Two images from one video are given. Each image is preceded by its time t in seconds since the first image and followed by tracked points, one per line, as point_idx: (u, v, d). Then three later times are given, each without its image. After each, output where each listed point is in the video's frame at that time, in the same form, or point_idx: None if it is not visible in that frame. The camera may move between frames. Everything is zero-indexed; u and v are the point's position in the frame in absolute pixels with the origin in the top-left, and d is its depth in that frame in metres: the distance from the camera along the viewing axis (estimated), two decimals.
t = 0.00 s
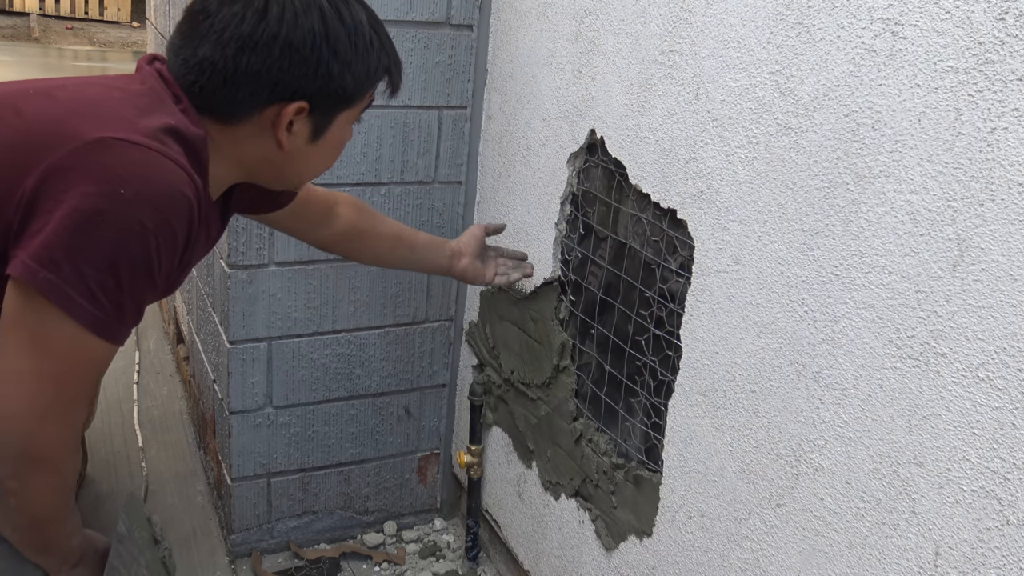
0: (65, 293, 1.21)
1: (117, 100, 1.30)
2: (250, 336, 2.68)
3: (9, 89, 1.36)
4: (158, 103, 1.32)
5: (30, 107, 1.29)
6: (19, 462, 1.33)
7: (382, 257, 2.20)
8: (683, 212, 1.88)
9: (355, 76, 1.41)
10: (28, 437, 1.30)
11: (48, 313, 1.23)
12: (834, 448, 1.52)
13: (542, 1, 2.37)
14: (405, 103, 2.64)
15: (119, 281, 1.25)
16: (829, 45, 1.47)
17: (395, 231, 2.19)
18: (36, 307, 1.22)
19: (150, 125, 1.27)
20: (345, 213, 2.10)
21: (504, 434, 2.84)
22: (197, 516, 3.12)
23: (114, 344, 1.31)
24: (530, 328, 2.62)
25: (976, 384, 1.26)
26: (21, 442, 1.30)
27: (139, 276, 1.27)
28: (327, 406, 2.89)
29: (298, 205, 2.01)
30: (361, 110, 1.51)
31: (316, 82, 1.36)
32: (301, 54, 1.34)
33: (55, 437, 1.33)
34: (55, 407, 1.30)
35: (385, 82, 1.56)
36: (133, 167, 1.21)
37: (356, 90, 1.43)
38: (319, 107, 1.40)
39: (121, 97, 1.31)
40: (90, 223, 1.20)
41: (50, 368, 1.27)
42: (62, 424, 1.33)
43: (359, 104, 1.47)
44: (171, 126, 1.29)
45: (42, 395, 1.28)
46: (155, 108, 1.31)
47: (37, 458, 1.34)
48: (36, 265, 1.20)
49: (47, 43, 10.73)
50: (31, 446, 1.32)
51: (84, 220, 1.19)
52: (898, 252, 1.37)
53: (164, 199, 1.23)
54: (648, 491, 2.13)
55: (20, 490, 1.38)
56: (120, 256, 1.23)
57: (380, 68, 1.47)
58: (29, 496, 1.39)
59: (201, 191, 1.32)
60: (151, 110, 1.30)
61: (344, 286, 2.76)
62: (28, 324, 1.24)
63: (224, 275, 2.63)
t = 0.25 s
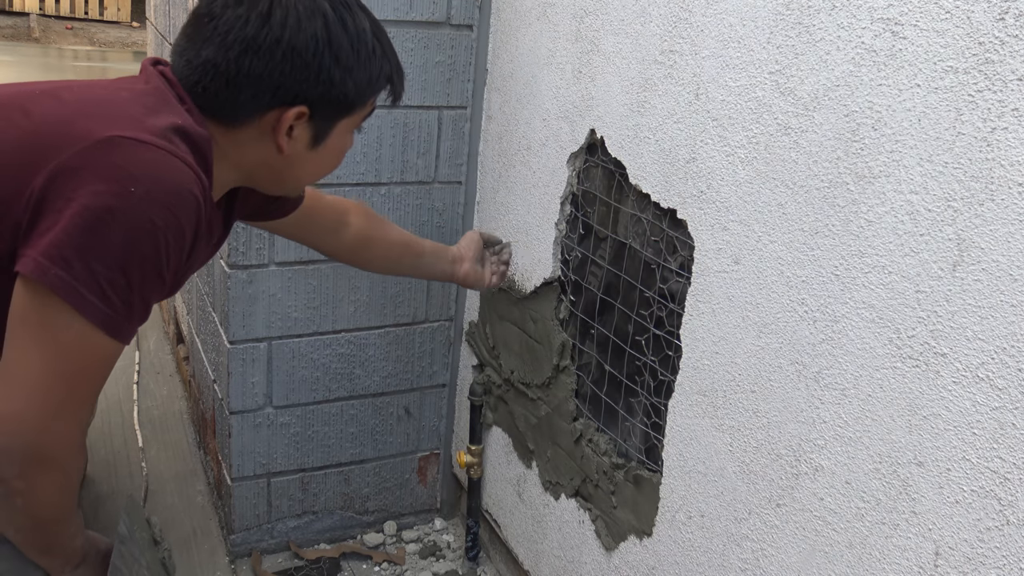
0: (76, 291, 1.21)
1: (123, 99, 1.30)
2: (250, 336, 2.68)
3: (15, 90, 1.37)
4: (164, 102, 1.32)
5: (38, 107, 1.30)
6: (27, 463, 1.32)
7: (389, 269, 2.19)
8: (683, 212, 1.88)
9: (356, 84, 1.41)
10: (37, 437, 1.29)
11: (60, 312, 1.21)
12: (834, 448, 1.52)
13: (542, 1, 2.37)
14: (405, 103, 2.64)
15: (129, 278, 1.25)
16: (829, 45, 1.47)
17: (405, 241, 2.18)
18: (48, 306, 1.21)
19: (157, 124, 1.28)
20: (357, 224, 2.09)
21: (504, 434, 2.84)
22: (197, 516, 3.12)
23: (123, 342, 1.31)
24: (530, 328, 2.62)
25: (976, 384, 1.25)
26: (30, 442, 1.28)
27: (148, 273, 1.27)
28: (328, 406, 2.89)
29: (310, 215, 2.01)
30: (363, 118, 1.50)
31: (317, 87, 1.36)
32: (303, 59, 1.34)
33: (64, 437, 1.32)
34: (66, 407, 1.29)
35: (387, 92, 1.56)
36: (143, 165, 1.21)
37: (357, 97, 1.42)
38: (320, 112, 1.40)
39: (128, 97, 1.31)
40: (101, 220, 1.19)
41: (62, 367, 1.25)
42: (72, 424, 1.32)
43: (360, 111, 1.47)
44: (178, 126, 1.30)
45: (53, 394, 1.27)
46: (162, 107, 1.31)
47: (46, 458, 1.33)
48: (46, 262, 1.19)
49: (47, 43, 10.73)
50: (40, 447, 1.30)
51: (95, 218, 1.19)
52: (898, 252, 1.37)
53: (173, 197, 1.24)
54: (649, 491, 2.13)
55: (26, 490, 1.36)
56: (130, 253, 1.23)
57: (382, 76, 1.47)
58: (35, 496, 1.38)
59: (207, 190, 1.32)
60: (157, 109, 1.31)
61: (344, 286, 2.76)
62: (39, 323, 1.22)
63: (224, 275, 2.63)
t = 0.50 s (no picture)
0: (85, 298, 1.21)
1: (134, 107, 1.30)
2: (250, 336, 2.68)
3: (24, 94, 1.36)
4: (175, 110, 1.32)
5: (48, 112, 1.29)
6: (29, 467, 1.31)
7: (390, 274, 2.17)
8: (683, 212, 1.88)
9: (371, 106, 1.41)
10: (41, 440, 1.28)
11: (68, 318, 1.21)
12: (834, 447, 1.52)
13: (542, 1, 2.36)
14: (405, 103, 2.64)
15: (137, 287, 1.25)
16: (829, 45, 1.47)
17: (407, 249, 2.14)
18: (54, 312, 1.21)
19: (167, 133, 1.27)
20: (360, 231, 2.05)
21: (504, 434, 2.84)
22: (197, 517, 3.12)
23: (130, 350, 1.31)
24: (530, 329, 2.62)
25: (976, 383, 1.25)
26: (33, 445, 1.28)
27: (157, 282, 1.27)
28: (328, 406, 2.89)
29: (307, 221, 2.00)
30: (373, 138, 1.51)
31: (333, 107, 1.37)
32: (320, 79, 1.34)
33: (69, 442, 1.31)
34: (70, 411, 1.29)
35: (398, 116, 1.57)
36: (153, 175, 1.21)
37: (370, 118, 1.43)
38: (332, 131, 1.40)
39: (139, 104, 1.31)
40: (111, 229, 1.19)
41: (68, 373, 1.25)
42: (77, 428, 1.32)
43: (370, 132, 1.47)
44: (188, 135, 1.29)
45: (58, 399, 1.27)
46: (173, 115, 1.31)
47: (48, 463, 1.32)
48: (55, 269, 1.19)
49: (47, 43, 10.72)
50: (44, 451, 1.30)
51: (105, 226, 1.19)
52: (898, 252, 1.37)
53: (182, 207, 1.24)
54: (648, 491, 2.13)
55: (28, 495, 1.35)
56: (139, 262, 1.23)
57: (395, 99, 1.48)
58: (37, 500, 1.37)
59: (216, 200, 1.32)
60: (168, 117, 1.30)
61: (344, 286, 2.76)
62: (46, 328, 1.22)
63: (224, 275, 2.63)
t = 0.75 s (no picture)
0: (92, 300, 1.21)
1: (140, 107, 1.30)
2: (250, 336, 2.68)
3: (30, 93, 1.36)
4: (181, 109, 1.32)
5: (55, 112, 1.29)
6: (37, 467, 1.31)
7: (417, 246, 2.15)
8: (683, 212, 1.88)
9: (375, 103, 1.42)
10: (49, 441, 1.28)
11: (75, 318, 1.21)
12: (834, 448, 1.52)
13: (542, 1, 2.36)
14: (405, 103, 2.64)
15: (144, 288, 1.25)
16: (829, 45, 1.47)
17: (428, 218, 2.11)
18: (61, 312, 1.21)
19: (173, 133, 1.27)
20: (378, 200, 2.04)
21: (504, 434, 2.84)
22: (197, 516, 3.12)
23: (137, 351, 1.31)
24: (530, 329, 2.62)
25: (975, 383, 1.25)
26: (42, 446, 1.28)
27: (163, 283, 1.27)
28: (328, 406, 2.89)
29: (328, 202, 1.99)
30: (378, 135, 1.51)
31: (337, 105, 1.37)
32: (324, 77, 1.35)
33: (77, 441, 1.31)
34: (78, 411, 1.29)
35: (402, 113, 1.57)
36: (159, 176, 1.21)
37: (374, 115, 1.43)
38: (337, 129, 1.40)
39: (144, 104, 1.31)
40: (117, 231, 1.19)
41: (75, 373, 1.25)
42: (84, 427, 1.32)
43: (375, 129, 1.47)
44: (194, 135, 1.29)
45: (66, 399, 1.26)
46: (178, 115, 1.31)
47: (56, 463, 1.32)
48: (62, 272, 1.19)
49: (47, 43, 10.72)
50: (52, 451, 1.30)
51: (111, 228, 1.19)
52: (897, 252, 1.37)
53: (189, 208, 1.24)
54: (649, 491, 2.13)
55: (36, 495, 1.35)
56: (146, 264, 1.23)
57: (400, 96, 1.48)
58: (45, 500, 1.37)
59: (222, 200, 1.32)
60: (174, 117, 1.30)
61: (344, 286, 2.76)
62: (52, 329, 1.22)
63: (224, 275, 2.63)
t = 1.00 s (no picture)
0: (101, 308, 1.21)
1: (145, 108, 1.29)
2: (250, 336, 2.68)
3: (33, 92, 1.35)
4: (186, 110, 1.31)
5: (60, 114, 1.29)
6: (47, 472, 1.32)
7: (419, 216, 2.24)
8: (683, 212, 1.88)
9: (383, 99, 1.42)
10: (58, 445, 1.29)
11: (84, 325, 1.22)
12: (834, 448, 1.52)
13: (542, 1, 2.36)
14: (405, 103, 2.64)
15: (152, 293, 1.25)
16: (829, 45, 1.47)
17: (425, 188, 2.19)
18: (70, 319, 1.21)
19: (178, 136, 1.26)
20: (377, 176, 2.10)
21: (504, 434, 2.84)
22: (197, 516, 3.12)
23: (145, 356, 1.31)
24: (530, 328, 2.62)
25: (976, 383, 1.25)
26: (51, 451, 1.29)
27: (172, 287, 1.28)
28: (327, 406, 2.89)
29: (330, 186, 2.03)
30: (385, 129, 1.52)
31: (345, 102, 1.37)
32: (332, 74, 1.35)
33: (85, 445, 1.32)
34: (87, 416, 1.29)
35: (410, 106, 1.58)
36: (166, 182, 1.21)
37: (382, 112, 1.44)
38: (344, 125, 1.41)
39: (149, 105, 1.30)
40: (124, 238, 1.19)
41: (84, 379, 1.26)
42: (93, 432, 1.32)
43: (383, 124, 1.48)
44: (200, 137, 1.28)
45: (75, 404, 1.27)
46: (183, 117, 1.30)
47: (66, 467, 1.33)
48: (69, 280, 1.19)
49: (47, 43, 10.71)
50: (61, 455, 1.31)
51: (118, 235, 1.19)
52: (898, 252, 1.37)
53: (196, 213, 1.23)
54: (648, 490, 2.13)
55: (45, 500, 1.36)
56: (154, 270, 1.23)
57: (407, 91, 1.49)
58: (54, 504, 1.38)
59: (229, 202, 1.32)
60: (179, 118, 1.30)
61: (344, 286, 2.76)
62: (61, 335, 1.22)
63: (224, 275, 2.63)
